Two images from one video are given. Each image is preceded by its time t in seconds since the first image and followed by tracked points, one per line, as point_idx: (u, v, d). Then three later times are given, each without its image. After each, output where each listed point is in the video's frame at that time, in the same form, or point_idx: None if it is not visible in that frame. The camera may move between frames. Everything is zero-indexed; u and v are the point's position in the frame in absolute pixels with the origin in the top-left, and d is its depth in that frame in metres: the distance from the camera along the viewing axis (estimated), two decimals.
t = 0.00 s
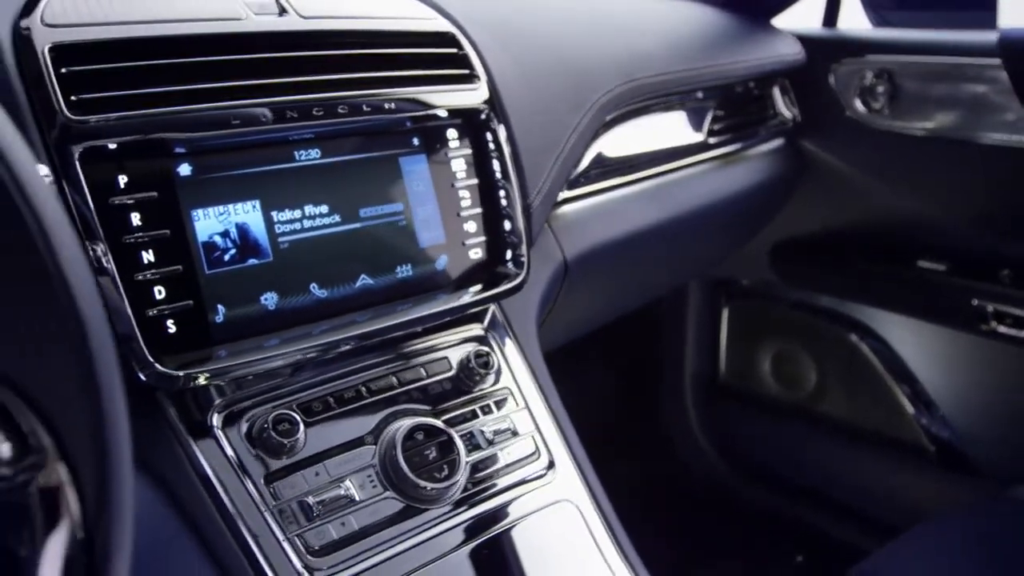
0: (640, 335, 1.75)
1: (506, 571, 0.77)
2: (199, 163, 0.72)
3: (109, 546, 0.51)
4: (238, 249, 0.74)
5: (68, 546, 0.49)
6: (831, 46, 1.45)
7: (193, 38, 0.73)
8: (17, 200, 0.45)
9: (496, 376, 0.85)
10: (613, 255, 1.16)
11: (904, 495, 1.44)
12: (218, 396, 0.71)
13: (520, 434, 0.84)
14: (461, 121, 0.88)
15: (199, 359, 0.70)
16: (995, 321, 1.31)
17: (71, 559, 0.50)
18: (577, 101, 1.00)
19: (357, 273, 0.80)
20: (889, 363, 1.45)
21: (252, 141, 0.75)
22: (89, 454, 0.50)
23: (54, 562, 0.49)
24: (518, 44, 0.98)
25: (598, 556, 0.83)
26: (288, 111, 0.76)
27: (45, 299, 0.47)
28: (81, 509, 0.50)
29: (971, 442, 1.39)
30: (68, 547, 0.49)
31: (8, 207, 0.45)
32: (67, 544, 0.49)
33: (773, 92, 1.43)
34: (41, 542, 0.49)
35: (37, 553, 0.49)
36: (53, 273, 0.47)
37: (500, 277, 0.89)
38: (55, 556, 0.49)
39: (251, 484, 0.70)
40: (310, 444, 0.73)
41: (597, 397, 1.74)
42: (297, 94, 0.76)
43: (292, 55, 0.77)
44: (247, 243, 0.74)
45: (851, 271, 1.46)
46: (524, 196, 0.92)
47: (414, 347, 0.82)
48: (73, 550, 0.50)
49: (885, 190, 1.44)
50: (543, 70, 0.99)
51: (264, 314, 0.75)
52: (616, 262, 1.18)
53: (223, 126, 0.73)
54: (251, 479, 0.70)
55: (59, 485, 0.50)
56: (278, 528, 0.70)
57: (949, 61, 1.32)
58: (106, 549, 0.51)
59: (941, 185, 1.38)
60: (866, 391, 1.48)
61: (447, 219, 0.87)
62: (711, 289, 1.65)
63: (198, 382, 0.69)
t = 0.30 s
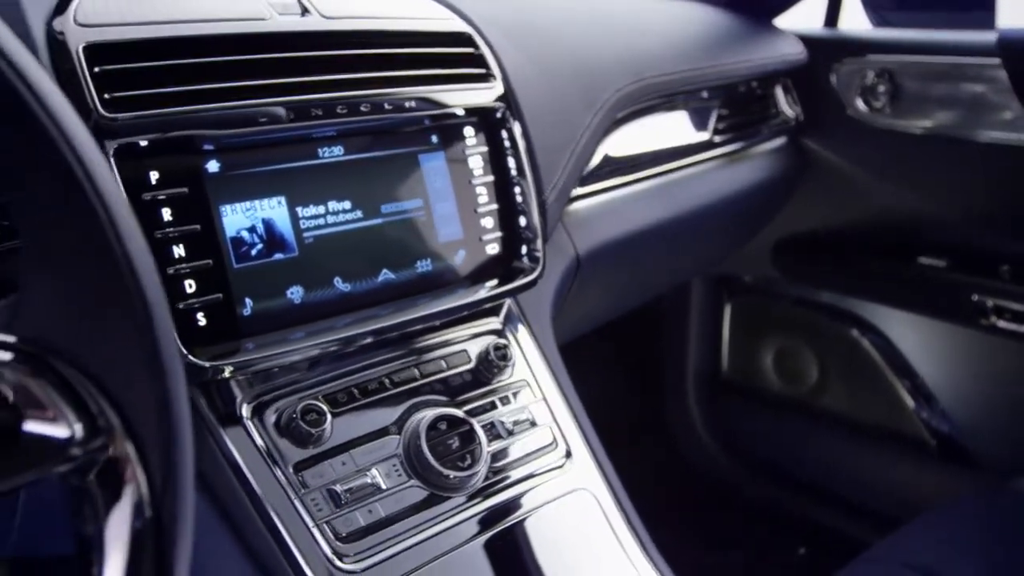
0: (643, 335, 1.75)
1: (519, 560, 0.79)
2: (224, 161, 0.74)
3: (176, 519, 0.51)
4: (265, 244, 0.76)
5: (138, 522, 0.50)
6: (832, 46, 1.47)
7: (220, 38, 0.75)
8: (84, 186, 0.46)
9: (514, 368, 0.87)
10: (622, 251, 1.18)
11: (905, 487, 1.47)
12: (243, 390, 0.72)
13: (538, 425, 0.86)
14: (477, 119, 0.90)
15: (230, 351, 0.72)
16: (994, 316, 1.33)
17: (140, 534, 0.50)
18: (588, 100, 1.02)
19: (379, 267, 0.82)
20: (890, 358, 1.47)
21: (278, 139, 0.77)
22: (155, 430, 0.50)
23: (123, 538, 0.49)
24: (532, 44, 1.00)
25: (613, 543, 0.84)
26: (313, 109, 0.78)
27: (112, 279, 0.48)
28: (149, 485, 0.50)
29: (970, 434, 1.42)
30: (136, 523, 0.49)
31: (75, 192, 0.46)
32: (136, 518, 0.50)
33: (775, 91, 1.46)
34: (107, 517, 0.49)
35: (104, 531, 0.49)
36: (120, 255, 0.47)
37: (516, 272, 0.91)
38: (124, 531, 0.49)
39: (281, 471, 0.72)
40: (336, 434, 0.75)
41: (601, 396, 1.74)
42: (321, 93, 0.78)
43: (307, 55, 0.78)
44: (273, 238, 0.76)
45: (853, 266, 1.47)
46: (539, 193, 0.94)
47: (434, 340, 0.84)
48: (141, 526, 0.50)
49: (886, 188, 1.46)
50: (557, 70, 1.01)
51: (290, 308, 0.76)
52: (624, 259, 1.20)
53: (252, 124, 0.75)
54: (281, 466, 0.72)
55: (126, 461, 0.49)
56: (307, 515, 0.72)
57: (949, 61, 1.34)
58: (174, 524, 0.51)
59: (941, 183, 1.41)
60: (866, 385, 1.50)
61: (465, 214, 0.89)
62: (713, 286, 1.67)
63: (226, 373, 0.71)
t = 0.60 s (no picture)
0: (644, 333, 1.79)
1: (532, 549, 0.81)
2: (251, 157, 0.75)
3: (236, 499, 0.51)
4: (290, 239, 0.77)
5: (198, 499, 0.50)
6: (832, 46, 1.49)
7: (245, 38, 0.76)
8: (145, 172, 0.45)
9: (531, 361, 0.89)
10: (630, 247, 1.20)
11: (906, 481, 1.49)
12: (270, 381, 0.73)
13: (555, 416, 0.88)
14: (492, 118, 0.92)
15: (257, 344, 0.74)
16: (994, 311, 1.37)
17: (201, 511, 0.50)
18: (599, 98, 1.04)
19: (399, 262, 0.84)
20: (891, 353, 1.50)
21: (301, 136, 0.78)
22: (213, 413, 0.50)
23: (182, 513, 0.50)
24: (544, 44, 1.02)
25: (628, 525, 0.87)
26: (335, 107, 0.79)
27: (171, 264, 0.47)
28: (209, 464, 0.50)
29: (970, 429, 1.44)
30: (196, 501, 0.50)
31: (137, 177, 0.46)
32: (194, 495, 0.50)
33: (777, 90, 1.48)
34: (166, 492, 0.50)
35: (161, 506, 0.50)
36: (179, 241, 0.47)
37: (530, 267, 0.93)
38: (183, 507, 0.50)
39: (308, 460, 0.73)
40: (360, 425, 0.77)
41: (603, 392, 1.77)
42: (343, 92, 0.80)
43: (324, 54, 0.80)
44: (298, 233, 0.78)
45: (854, 266, 1.51)
46: (554, 189, 0.96)
47: (451, 334, 0.86)
48: (202, 503, 0.50)
49: (887, 186, 1.49)
50: (570, 69, 1.03)
51: (314, 302, 0.78)
52: (631, 256, 1.22)
53: (284, 120, 0.76)
54: (308, 455, 0.73)
55: (185, 438, 0.50)
56: (334, 503, 0.74)
57: (949, 61, 1.36)
58: (233, 505, 0.51)
59: (941, 181, 1.43)
60: (868, 380, 1.52)
61: (481, 211, 0.91)
62: (715, 284, 1.68)
63: (252, 365, 0.73)
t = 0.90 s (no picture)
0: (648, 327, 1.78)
1: (544, 537, 0.83)
2: (276, 154, 0.77)
3: (290, 482, 0.52)
4: (313, 234, 0.79)
5: (251, 479, 0.51)
6: (834, 46, 1.52)
7: (269, 38, 0.78)
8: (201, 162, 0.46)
9: (546, 354, 0.92)
10: (638, 243, 1.22)
11: (905, 474, 1.51)
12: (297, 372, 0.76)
13: (570, 407, 0.91)
14: (506, 116, 0.93)
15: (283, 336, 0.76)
16: (994, 306, 1.40)
17: (254, 490, 0.51)
18: (609, 97, 1.06)
19: (418, 258, 0.86)
20: (891, 348, 1.51)
21: (323, 134, 0.80)
22: (268, 398, 0.50)
23: (236, 491, 0.51)
24: (556, 43, 1.04)
25: (637, 512, 0.89)
26: (357, 105, 0.81)
27: (226, 253, 0.48)
28: (263, 446, 0.51)
29: (969, 422, 1.46)
30: (250, 481, 0.51)
31: (194, 169, 0.46)
32: (248, 475, 0.51)
33: (778, 90, 1.51)
34: (217, 471, 0.51)
35: (212, 483, 0.51)
36: (235, 231, 0.48)
37: (544, 262, 0.95)
38: (237, 487, 0.51)
39: (334, 449, 0.76)
40: (382, 416, 0.79)
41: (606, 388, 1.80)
42: (364, 90, 0.82)
43: (334, 54, 0.81)
44: (320, 228, 0.80)
45: (856, 263, 1.53)
46: (567, 186, 0.98)
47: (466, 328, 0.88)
48: (256, 483, 0.51)
49: (887, 183, 1.51)
50: (579, 68, 1.04)
51: (337, 296, 0.80)
52: (639, 252, 1.24)
53: (301, 119, 0.78)
54: (334, 444, 0.76)
55: (239, 419, 0.51)
56: (359, 491, 0.76)
57: (948, 60, 1.38)
58: (287, 488, 0.51)
59: (941, 179, 1.46)
60: (867, 373, 1.54)
61: (496, 207, 0.93)
62: (717, 281, 1.71)
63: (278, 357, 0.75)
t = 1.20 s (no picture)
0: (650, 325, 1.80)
1: (552, 530, 0.84)
2: (298, 151, 0.79)
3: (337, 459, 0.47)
4: (333, 230, 0.81)
5: (298, 459, 0.46)
6: (834, 45, 1.54)
7: (290, 35, 0.79)
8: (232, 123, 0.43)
9: (560, 346, 0.94)
10: (642, 240, 1.24)
11: (905, 467, 1.53)
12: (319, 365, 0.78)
13: (583, 399, 0.93)
14: (518, 115, 0.95)
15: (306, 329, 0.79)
16: (993, 301, 1.42)
17: (301, 472, 0.47)
18: (618, 96, 1.08)
19: (435, 253, 0.88)
20: (891, 343, 1.53)
21: (342, 132, 0.81)
22: (314, 377, 0.46)
23: (283, 469, 0.47)
24: (565, 43, 1.05)
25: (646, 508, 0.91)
26: (376, 104, 0.83)
27: (261, 220, 0.44)
28: (311, 427, 0.46)
29: (968, 416, 1.48)
30: (295, 461, 0.46)
31: (226, 130, 0.44)
32: (293, 454, 0.46)
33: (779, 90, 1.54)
34: (261, 452, 0.46)
35: (254, 463, 0.46)
36: (270, 195, 0.44)
37: (555, 257, 0.97)
38: (285, 467, 0.46)
39: (357, 440, 0.77)
40: (402, 408, 0.81)
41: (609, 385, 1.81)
42: (383, 89, 0.84)
43: (348, 55, 0.82)
44: (340, 224, 0.81)
45: (858, 261, 1.55)
46: (578, 183, 1.00)
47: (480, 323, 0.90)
48: (303, 463, 0.46)
49: (887, 181, 1.53)
50: (588, 68, 1.06)
51: (357, 291, 0.81)
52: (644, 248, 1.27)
53: (316, 118, 0.79)
54: (356, 435, 0.77)
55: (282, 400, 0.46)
56: (382, 481, 0.78)
57: (947, 60, 1.41)
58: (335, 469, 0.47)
59: (940, 177, 1.48)
60: (867, 369, 1.56)
61: (510, 204, 0.95)
62: (719, 278, 1.72)
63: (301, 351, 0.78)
